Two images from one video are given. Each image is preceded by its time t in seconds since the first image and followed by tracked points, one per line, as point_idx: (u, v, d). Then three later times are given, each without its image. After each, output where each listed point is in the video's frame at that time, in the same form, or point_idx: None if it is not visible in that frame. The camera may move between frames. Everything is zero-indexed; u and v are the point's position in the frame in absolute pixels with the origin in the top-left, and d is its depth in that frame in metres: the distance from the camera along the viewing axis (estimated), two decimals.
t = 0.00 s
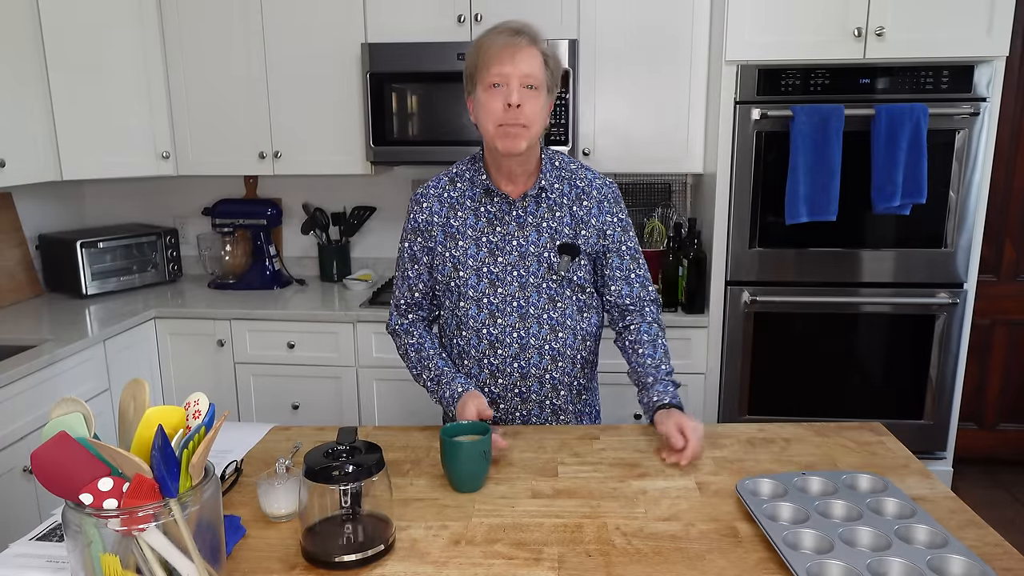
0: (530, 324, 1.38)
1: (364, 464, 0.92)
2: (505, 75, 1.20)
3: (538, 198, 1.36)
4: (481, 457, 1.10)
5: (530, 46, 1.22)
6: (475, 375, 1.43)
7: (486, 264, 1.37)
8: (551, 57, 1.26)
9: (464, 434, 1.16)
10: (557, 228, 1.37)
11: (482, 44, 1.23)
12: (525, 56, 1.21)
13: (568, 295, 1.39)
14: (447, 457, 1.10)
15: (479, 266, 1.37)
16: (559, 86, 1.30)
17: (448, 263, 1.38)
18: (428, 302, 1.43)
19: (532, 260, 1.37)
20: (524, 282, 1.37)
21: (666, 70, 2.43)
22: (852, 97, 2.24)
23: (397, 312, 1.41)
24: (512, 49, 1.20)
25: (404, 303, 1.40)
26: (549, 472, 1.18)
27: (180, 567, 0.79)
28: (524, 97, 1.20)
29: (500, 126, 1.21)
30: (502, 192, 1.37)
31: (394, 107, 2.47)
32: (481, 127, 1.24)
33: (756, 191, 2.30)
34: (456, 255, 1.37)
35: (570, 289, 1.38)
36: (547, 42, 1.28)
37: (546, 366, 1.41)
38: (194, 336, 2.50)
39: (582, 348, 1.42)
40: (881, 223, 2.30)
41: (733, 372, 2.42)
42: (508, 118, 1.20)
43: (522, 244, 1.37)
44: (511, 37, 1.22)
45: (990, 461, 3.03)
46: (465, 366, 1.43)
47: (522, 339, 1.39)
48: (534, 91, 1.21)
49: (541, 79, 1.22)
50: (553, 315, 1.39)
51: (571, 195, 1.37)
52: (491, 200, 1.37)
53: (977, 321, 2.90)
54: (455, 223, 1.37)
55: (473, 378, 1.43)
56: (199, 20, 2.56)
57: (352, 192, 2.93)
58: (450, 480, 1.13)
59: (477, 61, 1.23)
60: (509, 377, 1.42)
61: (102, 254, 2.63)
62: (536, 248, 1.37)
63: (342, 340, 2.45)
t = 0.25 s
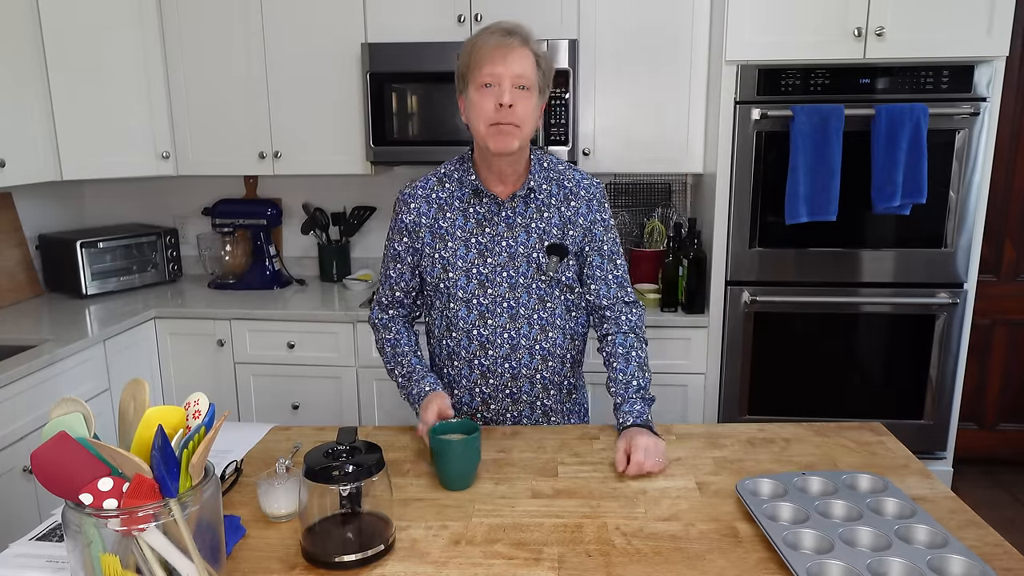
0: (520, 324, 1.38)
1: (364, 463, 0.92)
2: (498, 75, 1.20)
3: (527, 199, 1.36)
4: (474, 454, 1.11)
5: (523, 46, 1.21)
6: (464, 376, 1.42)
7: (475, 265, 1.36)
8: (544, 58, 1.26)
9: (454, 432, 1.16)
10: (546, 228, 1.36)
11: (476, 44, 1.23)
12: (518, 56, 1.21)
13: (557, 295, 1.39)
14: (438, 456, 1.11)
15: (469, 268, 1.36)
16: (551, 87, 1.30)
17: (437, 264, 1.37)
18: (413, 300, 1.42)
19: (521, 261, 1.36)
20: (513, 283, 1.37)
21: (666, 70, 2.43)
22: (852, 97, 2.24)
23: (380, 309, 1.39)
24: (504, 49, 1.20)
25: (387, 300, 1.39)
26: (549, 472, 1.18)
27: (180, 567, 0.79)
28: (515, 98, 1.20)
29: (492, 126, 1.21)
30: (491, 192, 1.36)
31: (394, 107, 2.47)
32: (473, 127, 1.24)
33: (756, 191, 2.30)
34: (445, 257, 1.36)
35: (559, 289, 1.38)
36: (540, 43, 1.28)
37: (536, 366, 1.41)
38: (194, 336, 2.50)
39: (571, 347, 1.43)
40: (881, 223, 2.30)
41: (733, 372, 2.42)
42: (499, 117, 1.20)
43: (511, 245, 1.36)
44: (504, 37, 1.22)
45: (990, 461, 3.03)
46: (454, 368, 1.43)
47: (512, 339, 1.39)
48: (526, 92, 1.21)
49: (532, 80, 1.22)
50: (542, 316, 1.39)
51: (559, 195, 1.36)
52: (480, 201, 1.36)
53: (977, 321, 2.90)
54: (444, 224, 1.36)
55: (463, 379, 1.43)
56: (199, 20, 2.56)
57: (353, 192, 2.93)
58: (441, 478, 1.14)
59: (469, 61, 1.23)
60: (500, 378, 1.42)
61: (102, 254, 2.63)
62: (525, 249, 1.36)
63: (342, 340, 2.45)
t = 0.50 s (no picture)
0: (507, 330, 1.38)
1: (364, 464, 0.92)
2: (492, 83, 1.19)
3: (517, 205, 1.34)
4: (472, 453, 1.12)
5: (518, 55, 1.20)
6: (452, 381, 1.42)
7: (465, 272, 1.35)
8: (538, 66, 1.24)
9: (449, 432, 1.17)
10: (535, 234, 1.35)
11: (470, 51, 1.21)
12: (511, 65, 1.20)
13: (545, 301, 1.38)
14: (433, 455, 1.11)
15: (457, 274, 1.35)
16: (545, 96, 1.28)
17: (426, 271, 1.36)
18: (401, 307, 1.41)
19: (509, 267, 1.35)
20: (502, 289, 1.36)
21: (666, 70, 2.43)
22: (852, 97, 2.24)
23: (367, 315, 1.38)
24: (499, 57, 1.19)
25: (375, 306, 1.38)
26: (549, 472, 1.18)
27: (180, 567, 0.79)
28: (509, 107, 1.19)
29: (485, 136, 1.20)
30: (481, 199, 1.35)
31: (394, 107, 2.47)
32: (466, 135, 1.23)
33: (756, 191, 2.30)
34: (434, 263, 1.35)
35: (546, 294, 1.38)
36: (534, 51, 1.26)
37: (523, 371, 1.42)
38: (194, 336, 2.50)
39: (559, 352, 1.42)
40: (881, 223, 2.30)
41: (733, 371, 2.42)
42: (492, 127, 1.19)
43: (500, 252, 1.35)
44: (498, 44, 1.21)
45: (989, 461, 3.03)
46: (441, 373, 1.42)
47: (500, 345, 1.39)
48: (520, 101, 1.20)
49: (526, 89, 1.21)
50: (530, 322, 1.38)
51: (549, 200, 1.35)
52: (470, 208, 1.34)
53: (977, 321, 2.90)
54: (433, 230, 1.35)
55: (451, 384, 1.43)
56: (199, 20, 2.56)
57: (353, 192, 2.93)
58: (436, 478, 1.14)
59: (463, 68, 1.22)
60: (488, 383, 1.42)
61: (102, 254, 2.63)
62: (514, 255, 1.35)
63: (342, 340, 2.45)
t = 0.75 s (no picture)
0: (503, 334, 1.38)
1: (364, 463, 0.92)
2: (491, 90, 1.19)
3: (513, 207, 1.34)
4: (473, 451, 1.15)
5: (518, 61, 1.20)
6: (447, 386, 1.42)
7: (461, 277, 1.34)
8: (538, 73, 1.24)
9: (447, 433, 1.17)
10: (530, 236, 1.35)
11: (469, 57, 1.21)
12: (511, 71, 1.20)
13: (541, 304, 1.38)
14: (432, 455, 1.11)
15: (454, 279, 1.34)
16: (545, 103, 1.28)
17: (422, 277, 1.34)
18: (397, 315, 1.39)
19: (505, 270, 1.35)
20: (498, 293, 1.35)
21: (666, 70, 2.43)
22: (852, 97, 2.24)
23: (363, 324, 1.36)
24: (499, 64, 1.19)
25: (372, 314, 1.36)
26: (549, 472, 1.18)
27: (180, 567, 0.79)
28: (509, 113, 1.18)
29: (484, 142, 1.19)
30: (477, 204, 1.34)
31: (394, 107, 2.47)
32: (464, 141, 1.23)
33: (756, 191, 2.30)
34: (430, 269, 1.34)
35: (542, 297, 1.37)
36: (534, 58, 1.26)
37: (519, 373, 1.42)
38: (194, 336, 2.50)
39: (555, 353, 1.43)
40: (881, 223, 2.30)
41: (733, 371, 2.42)
42: (491, 133, 1.19)
43: (496, 255, 1.34)
44: (498, 51, 1.21)
45: (989, 461, 3.03)
46: (436, 378, 1.42)
47: (495, 349, 1.39)
48: (519, 108, 1.20)
49: (526, 96, 1.21)
50: (525, 325, 1.38)
51: (544, 201, 1.35)
52: (466, 212, 1.34)
53: (977, 321, 2.90)
54: (429, 235, 1.34)
55: (446, 388, 1.42)
56: (199, 20, 2.56)
57: (353, 192, 2.93)
58: (433, 478, 1.14)
59: (463, 74, 1.22)
60: (484, 386, 1.42)
61: (102, 254, 2.63)
62: (510, 258, 1.35)
63: (341, 340, 2.44)
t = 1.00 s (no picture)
0: (501, 336, 1.38)
1: (364, 464, 0.92)
2: (487, 92, 1.19)
3: (508, 208, 1.34)
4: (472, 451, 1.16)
5: (514, 63, 1.20)
6: (445, 389, 1.42)
7: (458, 279, 1.34)
8: (533, 74, 1.24)
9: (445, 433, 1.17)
10: (526, 237, 1.35)
11: (464, 58, 1.21)
12: (507, 74, 1.20)
13: (538, 305, 1.38)
14: (429, 454, 1.11)
15: (450, 282, 1.34)
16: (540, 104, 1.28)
17: (418, 280, 1.34)
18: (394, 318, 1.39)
19: (502, 272, 1.35)
20: (495, 295, 1.36)
21: (666, 71, 2.43)
22: (852, 97, 2.24)
23: (359, 328, 1.36)
24: (494, 66, 1.19)
25: (368, 318, 1.36)
26: (549, 472, 1.18)
27: (180, 567, 0.79)
28: (504, 116, 1.18)
29: (479, 144, 1.20)
30: (473, 206, 1.34)
31: (394, 108, 2.47)
32: (459, 143, 1.23)
33: (756, 191, 2.30)
34: (426, 272, 1.33)
35: (539, 297, 1.38)
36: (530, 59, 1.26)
37: (517, 374, 1.42)
38: (194, 336, 2.50)
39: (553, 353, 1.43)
40: (881, 223, 2.30)
41: (733, 372, 2.42)
42: (486, 136, 1.19)
43: (492, 257, 1.34)
44: (494, 52, 1.20)
45: (989, 461, 3.03)
46: (434, 381, 1.42)
47: (493, 351, 1.39)
48: (514, 110, 1.20)
49: (521, 97, 1.21)
50: (522, 326, 1.39)
51: (539, 200, 1.35)
52: (462, 214, 1.34)
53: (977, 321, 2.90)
54: (425, 238, 1.33)
55: (445, 391, 1.42)
56: (199, 20, 2.56)
57: (353, 192, 2.93)
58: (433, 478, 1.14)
59: (458, 75, 1.21)
60: (482, 389, 1.42)
61: (102, 254, 2.63)
62: (507, 260, 1.35)
63: (341, 340, 2.44)
